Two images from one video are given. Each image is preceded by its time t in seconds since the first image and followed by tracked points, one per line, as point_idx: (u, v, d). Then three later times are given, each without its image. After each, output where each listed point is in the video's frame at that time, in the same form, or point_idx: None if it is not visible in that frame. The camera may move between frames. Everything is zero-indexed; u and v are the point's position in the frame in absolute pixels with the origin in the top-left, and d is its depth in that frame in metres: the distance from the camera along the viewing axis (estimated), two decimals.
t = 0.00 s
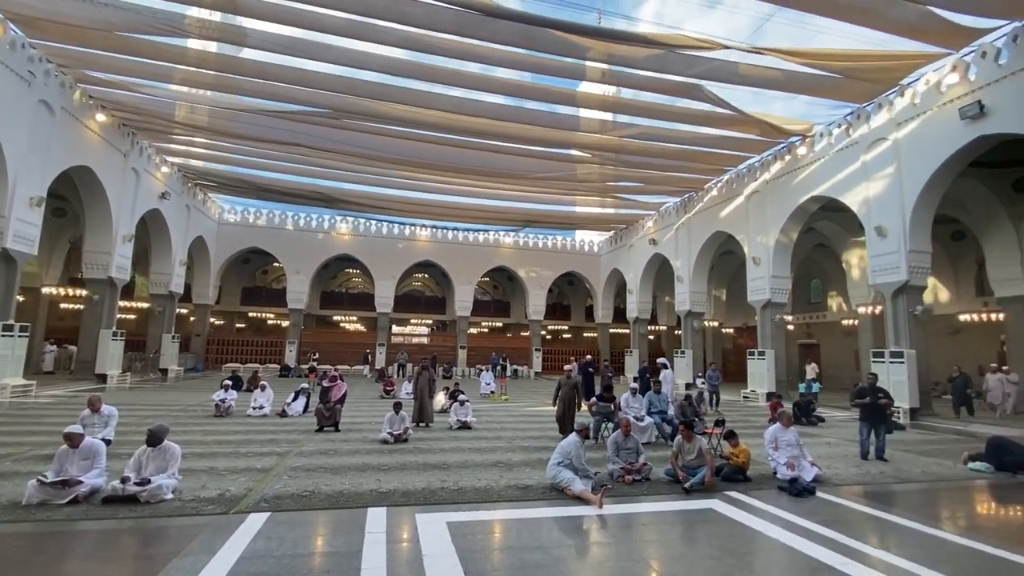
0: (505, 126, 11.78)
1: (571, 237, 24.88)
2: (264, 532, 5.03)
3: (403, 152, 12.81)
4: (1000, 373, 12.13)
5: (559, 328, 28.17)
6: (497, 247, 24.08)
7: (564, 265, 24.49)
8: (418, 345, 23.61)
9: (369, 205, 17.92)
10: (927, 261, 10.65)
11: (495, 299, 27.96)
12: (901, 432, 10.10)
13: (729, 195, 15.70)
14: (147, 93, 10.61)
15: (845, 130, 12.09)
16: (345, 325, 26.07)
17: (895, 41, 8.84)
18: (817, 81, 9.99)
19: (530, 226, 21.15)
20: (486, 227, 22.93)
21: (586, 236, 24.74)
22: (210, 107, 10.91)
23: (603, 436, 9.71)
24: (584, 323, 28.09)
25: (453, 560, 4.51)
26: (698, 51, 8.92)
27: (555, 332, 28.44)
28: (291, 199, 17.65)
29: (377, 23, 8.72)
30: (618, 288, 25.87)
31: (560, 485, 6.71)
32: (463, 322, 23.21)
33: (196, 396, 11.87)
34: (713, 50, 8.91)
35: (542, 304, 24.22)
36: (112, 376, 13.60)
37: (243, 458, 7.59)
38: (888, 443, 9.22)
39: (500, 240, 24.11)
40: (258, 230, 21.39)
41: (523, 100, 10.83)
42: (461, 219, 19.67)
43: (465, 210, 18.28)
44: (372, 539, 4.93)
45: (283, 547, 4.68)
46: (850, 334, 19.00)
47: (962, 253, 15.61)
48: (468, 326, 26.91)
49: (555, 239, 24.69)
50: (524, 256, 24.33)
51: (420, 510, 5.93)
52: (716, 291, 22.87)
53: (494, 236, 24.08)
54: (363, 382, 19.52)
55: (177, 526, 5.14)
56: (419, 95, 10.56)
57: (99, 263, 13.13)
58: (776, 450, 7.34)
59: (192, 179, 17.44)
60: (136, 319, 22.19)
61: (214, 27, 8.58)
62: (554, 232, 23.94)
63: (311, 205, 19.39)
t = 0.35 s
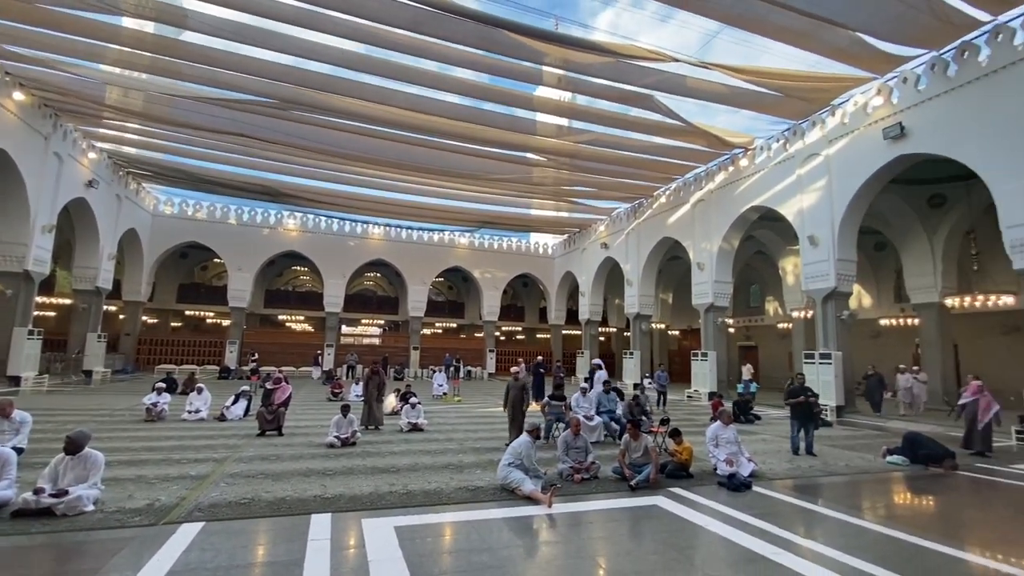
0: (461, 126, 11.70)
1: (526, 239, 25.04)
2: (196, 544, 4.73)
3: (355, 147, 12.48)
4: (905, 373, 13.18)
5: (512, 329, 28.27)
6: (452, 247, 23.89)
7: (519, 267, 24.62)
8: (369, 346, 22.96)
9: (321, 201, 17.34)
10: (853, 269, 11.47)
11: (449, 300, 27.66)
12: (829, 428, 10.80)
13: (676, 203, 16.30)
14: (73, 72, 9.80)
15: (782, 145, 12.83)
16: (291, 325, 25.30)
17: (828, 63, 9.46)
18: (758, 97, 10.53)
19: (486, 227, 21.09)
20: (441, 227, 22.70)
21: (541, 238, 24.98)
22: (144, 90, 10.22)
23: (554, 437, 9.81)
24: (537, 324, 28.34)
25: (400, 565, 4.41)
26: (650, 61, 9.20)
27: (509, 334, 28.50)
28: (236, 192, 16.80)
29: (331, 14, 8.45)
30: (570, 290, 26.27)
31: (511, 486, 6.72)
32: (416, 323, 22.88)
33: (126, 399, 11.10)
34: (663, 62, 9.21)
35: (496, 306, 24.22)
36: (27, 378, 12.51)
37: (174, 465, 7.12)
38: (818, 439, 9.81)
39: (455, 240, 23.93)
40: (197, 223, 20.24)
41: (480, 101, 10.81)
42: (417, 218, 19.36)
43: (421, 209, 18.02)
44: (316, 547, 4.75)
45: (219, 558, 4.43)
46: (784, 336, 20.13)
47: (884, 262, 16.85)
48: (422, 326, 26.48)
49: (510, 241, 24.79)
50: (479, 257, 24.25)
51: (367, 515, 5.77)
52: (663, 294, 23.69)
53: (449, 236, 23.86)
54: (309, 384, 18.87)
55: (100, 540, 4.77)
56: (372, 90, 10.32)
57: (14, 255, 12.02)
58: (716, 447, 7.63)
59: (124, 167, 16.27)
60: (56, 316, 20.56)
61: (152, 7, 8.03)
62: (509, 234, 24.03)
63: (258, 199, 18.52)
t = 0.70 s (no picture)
0: (413, 123, 11.58)
1: (479, 240, 25.03)
2: (116, 559, 4.43)
3: (301, 140, 12.10)
4: (823, 373, 14.08)
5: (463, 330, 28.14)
6: (402, 245, 23.54)
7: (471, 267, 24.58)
8: (313, 346, 21.89)
9: (265, 194, 16.68)
10: (783, 275, 12.20)
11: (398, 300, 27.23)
12: (761, 424, 11.44)
13: (624, 208, 16.80)
14: None
15: (722, 156, 13.50)
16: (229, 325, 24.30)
17: (764, 81, 10.03)
18: (700, 109, 11.02)
19: (439, 227, 20.90)
20: (393, 225, 22.34)
21: (494, 239, 25.05)
22: (68, 68, 9.51)
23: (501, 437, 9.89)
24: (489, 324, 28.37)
25: (341, 572, 4.31)
26: (600, 69, 9.44)
27: (460, 334, 28.37)
28: (171, 182, 15.89)
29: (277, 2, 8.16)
30: (521, 291, 26.47)
31: (458, 487, 6.69)
32: (363, 323, 22.40)
33: (42, 403, 10.29)
34: (613, 70, 9.48)
35: (447, 306, 24.06)
36: None
37: (93, 474, 6.65)
38: (751, 435, 10.37)
39: (406, 239, 23.61)
40: (127, 214, 18.99)
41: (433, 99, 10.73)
42: (368, 215, 18.96)
43: (373, 206, 17.66)
44: (251, 558, 4.56)
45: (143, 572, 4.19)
46: (723, 338, 21.15)
47: (811, 269, 18.00)
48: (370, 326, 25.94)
49: (463, 241, 24.73)
50: (430, 256, 24.02)
51: (306, 522, 5.58)
52: (611, 296, 24.32)
53: (400, 235, 23.52)
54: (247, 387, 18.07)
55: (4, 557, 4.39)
56: (320, 82, 10.03)
57: None
58: (657, 443, 7.92)
59: (42, 150, 15.04)
60: None
61: None
62: (462, 234, 23.97)
63: (196, 191, 17.58)
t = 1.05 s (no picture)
0: (365, 117, 11.42)
1: (430, 238, 24.87)
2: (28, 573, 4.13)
3: (246, 130, 11.70)
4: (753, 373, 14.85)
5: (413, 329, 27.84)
6: (351, 242, 23.08)
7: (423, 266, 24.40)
8: (252, 346, 21.34)
9: (206, 185, 15.98)
10: (722, 279, 12.84)
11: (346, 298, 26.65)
12: (700, 420, 11.99)
13: (575, 211, 17.20)
14: None
15: (667, 165, 14.07)
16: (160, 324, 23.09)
17: (706, 93, 10.51)
18: (646, 118, 11.42)
19: (388, 224, 20.60)
20: (342, 221, 21.89)
21: (446, 237, 24.97)
22: None
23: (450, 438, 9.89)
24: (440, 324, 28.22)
25: None
26: (553, 74, 9.63)
27: (410, 334, 28.07)
28: (100, 169, 14.95)
29: None
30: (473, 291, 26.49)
31: (405, 489, 6.58)
32: (308, 322, 21.79)
33: None
34: (566, 76, 9.69)
35: (397, 304, 23.74)
36: None
37: (1, 485, 6.18)
38: (690, 432, 10.86)
39: (355, 236, 23.17)
40: (47, 201, 17.71)
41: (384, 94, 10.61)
42: (317, 210, 18.47)
43: (322, 201, 17.25)
44: (183, 569, 4.30)
45: None
46: (667, 338, 21.97)
47: (748, 274, 18.97)
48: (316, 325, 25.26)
49: (415, 239, 24.54)
50: (380, 254, 23.66)
51: (241, 529, 5.31)
52: (562, 297, 24.75)
53: (348, 231, 23.06)
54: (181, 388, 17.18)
55: None
56: (268, 70, 9.76)
57: None
58: (603, 441, 8.11)
59: None
60: None
61: None
62: (414, 231, 23.80)
63: (127, 179, 16.62)
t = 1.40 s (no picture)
0: (318, 110, 11.18)
1: (382, 236, 24.56)
2: None
3: (189, 118, 11.24)
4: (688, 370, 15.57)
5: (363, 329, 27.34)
6: (298, 238, 22.47)
7: (374, 263, 24.02)
8: (188, 346, 20.56)
9: (142, 173, 15.19)
10: (668, 281, 13.33)
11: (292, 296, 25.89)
12: (645, 417, 12.42)
13: (528, 212, 17.46)
14: None
15: (618, 170, 14.50)
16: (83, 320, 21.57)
17: (655, 101, 10.87)
18: (598, 122, 11.71)
19: (337, 220, 20.17)
20: (289, 215, 21.26)
21: (398, 235, 24.74)
22: None
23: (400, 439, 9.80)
24: (390, 323, 27.86)
25: None
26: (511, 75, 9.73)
27: (359, 334, 27.57)
28: (20, 153, 13.92)
29: None
30: (426, 290, 26.33)
31: (352, 492, 6.31)
32: (250, 320, 21.02)
33: None
34: (521, 77, 9.83)
35: (346, 303, 23.27)
36: None
37: None
38: (636, 428, 11.23)
39: (302, 231, 22.58)
40: None
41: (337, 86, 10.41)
42: (263, 204, 17.88)
43: (269, 195, 16.74)
44: None
45: None
46: (615, 338, 22.58)
47: (692, 277, 19.76)
48: (259, 324, 24.41)
49: (365, 236, 24.14)
50: (329, 250, 23.14)
51: (174, 539, 4.90)
52: (515, 297, 24.98)
53: (295, 226, 22.45)
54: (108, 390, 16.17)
55: None
56: (214, 55, 9.44)
57: None
58: (553, 439, 8.20)
59: None
60: None
61: None
62: (365, 228, 23.42)
63: (50, 165, 15.56)
